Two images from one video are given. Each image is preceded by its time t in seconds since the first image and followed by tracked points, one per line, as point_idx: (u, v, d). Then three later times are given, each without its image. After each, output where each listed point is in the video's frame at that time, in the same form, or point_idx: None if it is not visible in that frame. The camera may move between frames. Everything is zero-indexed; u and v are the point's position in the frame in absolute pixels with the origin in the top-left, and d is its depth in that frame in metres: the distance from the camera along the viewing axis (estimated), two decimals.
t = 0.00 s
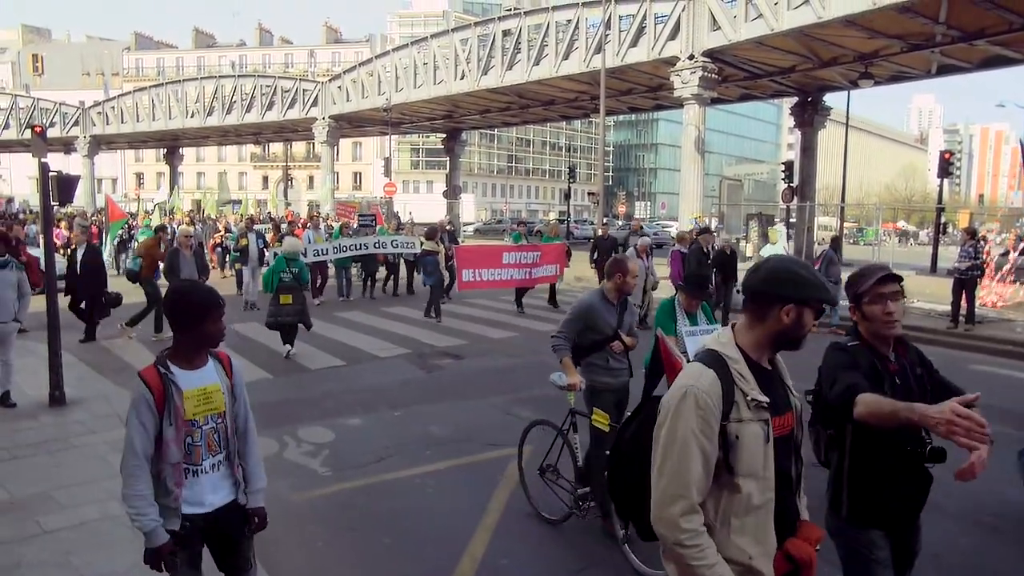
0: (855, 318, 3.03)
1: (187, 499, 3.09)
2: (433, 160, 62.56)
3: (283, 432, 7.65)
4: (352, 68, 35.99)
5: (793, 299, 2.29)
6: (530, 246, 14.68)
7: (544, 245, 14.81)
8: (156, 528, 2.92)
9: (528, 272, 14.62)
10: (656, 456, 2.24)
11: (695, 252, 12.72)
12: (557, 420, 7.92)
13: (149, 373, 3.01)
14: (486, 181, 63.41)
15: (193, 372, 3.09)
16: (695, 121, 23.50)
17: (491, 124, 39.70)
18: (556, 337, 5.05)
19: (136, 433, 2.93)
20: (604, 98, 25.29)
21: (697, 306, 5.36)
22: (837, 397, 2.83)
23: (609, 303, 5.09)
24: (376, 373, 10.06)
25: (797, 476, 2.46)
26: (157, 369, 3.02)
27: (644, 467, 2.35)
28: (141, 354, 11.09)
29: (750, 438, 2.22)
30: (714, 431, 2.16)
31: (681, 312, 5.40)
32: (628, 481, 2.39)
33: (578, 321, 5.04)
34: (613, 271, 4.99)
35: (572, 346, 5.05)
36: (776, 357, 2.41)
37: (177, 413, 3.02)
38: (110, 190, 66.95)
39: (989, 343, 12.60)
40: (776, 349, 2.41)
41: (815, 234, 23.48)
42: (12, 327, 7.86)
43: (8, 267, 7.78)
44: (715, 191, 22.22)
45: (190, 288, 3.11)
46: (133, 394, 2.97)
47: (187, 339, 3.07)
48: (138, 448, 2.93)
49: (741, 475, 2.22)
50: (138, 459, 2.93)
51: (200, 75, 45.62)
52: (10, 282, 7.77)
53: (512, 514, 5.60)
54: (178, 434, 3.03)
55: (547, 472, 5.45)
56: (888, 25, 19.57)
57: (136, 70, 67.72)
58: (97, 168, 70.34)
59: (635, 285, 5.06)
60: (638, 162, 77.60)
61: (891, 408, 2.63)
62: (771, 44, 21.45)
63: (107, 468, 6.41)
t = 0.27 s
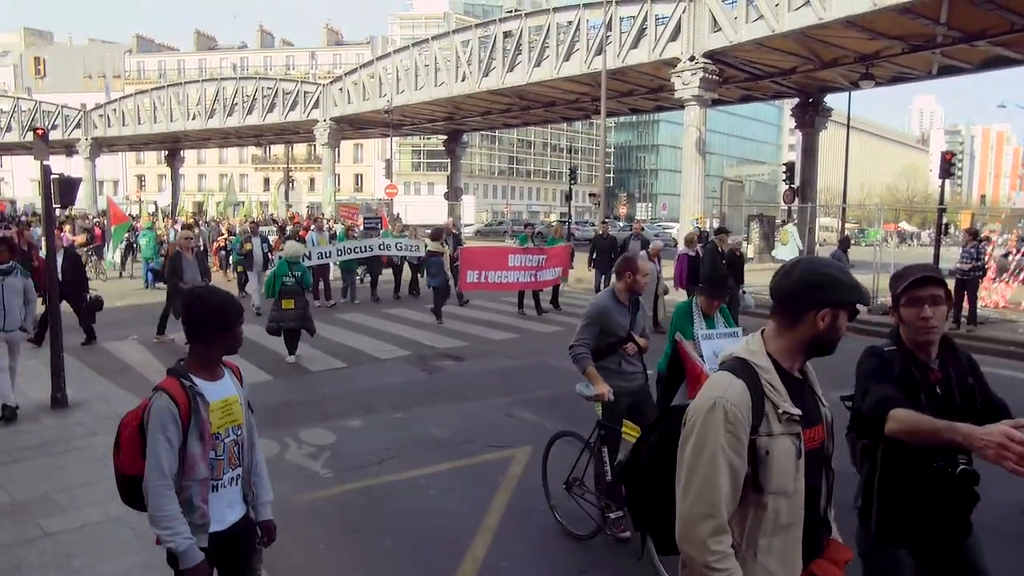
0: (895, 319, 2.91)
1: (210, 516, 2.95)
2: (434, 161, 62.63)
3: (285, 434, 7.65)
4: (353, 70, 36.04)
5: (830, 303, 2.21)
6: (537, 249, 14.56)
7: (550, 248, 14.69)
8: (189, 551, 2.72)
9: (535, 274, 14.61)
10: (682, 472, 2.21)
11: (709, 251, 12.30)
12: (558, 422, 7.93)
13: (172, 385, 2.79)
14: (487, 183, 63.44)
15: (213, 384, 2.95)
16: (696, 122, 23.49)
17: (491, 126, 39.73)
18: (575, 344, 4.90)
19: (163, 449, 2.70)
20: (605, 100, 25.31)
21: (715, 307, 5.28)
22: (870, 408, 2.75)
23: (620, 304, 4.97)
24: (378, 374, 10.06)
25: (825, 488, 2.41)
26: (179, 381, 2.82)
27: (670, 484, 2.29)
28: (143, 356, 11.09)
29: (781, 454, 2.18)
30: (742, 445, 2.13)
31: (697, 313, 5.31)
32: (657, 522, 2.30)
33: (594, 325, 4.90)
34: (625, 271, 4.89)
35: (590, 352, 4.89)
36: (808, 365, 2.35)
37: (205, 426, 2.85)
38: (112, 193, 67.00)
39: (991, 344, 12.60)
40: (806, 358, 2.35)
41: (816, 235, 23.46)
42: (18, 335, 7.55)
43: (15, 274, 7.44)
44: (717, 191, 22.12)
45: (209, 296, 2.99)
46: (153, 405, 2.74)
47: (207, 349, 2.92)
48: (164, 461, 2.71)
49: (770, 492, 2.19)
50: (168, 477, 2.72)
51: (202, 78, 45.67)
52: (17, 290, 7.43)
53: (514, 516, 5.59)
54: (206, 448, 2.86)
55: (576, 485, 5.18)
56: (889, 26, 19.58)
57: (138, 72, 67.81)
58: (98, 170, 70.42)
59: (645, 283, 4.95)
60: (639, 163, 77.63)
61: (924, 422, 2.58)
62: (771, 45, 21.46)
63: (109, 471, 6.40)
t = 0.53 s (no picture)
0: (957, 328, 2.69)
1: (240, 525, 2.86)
2: (436, 164, 62.70)
3: (287, 437, 7.65)
4: (355, 72, 36.09)
5: (876, 321, 2.15)
6: (545, 252, 14.67)
7: (558, 252, 14.77)
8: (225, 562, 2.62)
9: (543, 277, 14.65)
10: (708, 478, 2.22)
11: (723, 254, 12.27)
12: (560, 424, 7.92)
13: (211, 389, 2.69)
14: (489, 185, 63.45)
15: (245, 393, 2.91)
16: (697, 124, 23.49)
17: (493, 128, 39.74)
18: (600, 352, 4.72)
19: (203, 455, 2.58)
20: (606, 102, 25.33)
21: (739, 312, 5.03)
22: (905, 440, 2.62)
23: (639, 311, 4.85)
24: (379, 377, 10.05)
25: (872, 521, 2.29)
26: (218, 385, 2.72)
27: (697, 498, 2.33)
28: (145, 359, 11.09)
29: (817, 475, 2.12)
30: (773, 461, 2.09)
31: (720, 319, 5.09)
32: (677, 510, 2.38)
33: (616, 332, 4.74)
34: (645, 276, 4.73)
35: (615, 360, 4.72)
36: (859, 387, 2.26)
37: (242, 434, 2.77)
38: (114, 196, 67.05)
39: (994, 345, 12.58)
40: (859, 379, 2.26)
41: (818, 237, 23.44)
42: (25, 337, 7.54)
43: (18, 275, 7.42)
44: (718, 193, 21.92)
45: (247, 300, 2.94)
46: (193, 407, 2.61)
47: (244, 355, 2.88)
48: (203, 467, 2.58)
49: (800, 513, 2.12)
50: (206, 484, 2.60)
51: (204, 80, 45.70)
52: (21, 290, 7.43)
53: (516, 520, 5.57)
54: (242, 457, 2.78)
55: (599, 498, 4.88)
56: (890, 28, 19.59)
57: (140, 76, 67.92)
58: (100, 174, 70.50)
59: (663, 288, 4.81)
60: (640, 166, 77.66)
61: (953, 485, 2.49)
62: (772, 47, 21.47)
63: (111, 473, 6.40)
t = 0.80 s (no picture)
0: None
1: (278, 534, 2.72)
2: (437, 165, 62.77)
3: (288, 438, 7.65)
4: (356, 74, 36.15)
5: (964, 324, 1.97)
6: (554, 253, 14.68)
7: (566, 253, 14.78)
8: None
9: (551, 279, 14.68)
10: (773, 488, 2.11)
11: (735, 258, 12.28)
12: (561, 425, 7.90)
13: (245, 396, 2.52)
14: (490, 187, 63.50)
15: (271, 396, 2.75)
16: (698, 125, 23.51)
17: (494, 130, 39.75)
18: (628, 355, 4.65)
19: (245, 465, 2.41)
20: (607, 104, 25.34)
21: (771, 315, 4.86)
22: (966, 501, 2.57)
23: (673, 316, 4.73)
24: (381, 379, 10.05)
25: (955, 547, 2.12)
26: (251, 391, 2.55)
27: (762, 514, 2.21)
28: (147, 361, 11.11)
29: (894, 492, 1.97)
30: (849, 474, 1.95)
31: (750, 322, 4.87)
32: (737, 525, 2.27)
33: (646, 336, 4.63)
34: (681, 280, 4.65)
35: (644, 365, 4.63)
36: (941, 399, 2.08)
37: (277, 440, 2.62)
38: (115, 198, 67.20)
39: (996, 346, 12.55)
40: (941, 390, 2.08)
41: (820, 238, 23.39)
42: (30, 343, 7.33)
43: (23, 279, 7.27)
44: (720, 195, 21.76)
45: (267, 301, 2.78)
46: (229, 415, 2.43)
47: (268, 359, 2.72)
48: (245, 477, 2.41)
49: (874, 531, 1.98)
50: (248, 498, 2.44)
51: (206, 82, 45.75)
52: (26, 295, 7.25)
53: (517, 520, 5.57)
54: (277, 466, 2.63)
55: (617, 509, 4.79)
56: (891, 29, 19.58)
57: (141, 78, 68.04)
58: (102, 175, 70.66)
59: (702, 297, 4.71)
60: (641, 167, 77.71)
61: (985, 548, 2.46)
62: (773, 49, 21.47)
63: (112, 475, 6.40)
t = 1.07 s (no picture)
0: None
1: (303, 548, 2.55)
2: (437, 166, 62.77)
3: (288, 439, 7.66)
4: (356, 75, 36.17)
5: None
6: (558, 256, 14.69)
7: (571, 256, 14.74)
8: None
9: (556, 281, 14.62)
10: (865, 495, 2.07)
11: (744, 259, 11.85)
12: (561, 426, 7.92)
13: (269, 409, 2.30)
14: (489, 188, 63.53)
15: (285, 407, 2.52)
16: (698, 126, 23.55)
17: (494, 130, 39.75)
18: (655, 353, 4.39)
19: (280, 484, 2.22)
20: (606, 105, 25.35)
21: (793, 315, 4.71)
22: None
23: (705, 316, 4.46)
24: (381, 380, 10.06)
25: None
26: (274, 404, 2.33)
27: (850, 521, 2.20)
28: (147, 362, 11.12)
29: (999, 497, 1.90)
30: (953, 478, 1.89)
31: (773, 324, 4.74)
32: (821, 530, 2.25)
33: (675, 335, 4.38)
34: (715, 277, 4.39)
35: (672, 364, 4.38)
36: None
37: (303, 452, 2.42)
38: (115, 199, 67.18)
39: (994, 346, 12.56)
40: None
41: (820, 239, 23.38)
42: (39, 350, 7.22)
43: (33, 284, 7.19)
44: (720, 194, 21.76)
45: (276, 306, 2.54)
46: (259, 431, 2.21)
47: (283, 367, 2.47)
48: (279, 495, 2.24)
49: (979, 541, 1.92)
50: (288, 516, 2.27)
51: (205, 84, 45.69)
52: (36, 301, 7.17)
53: (518, 520, 5.58)
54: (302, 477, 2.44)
55: (629, 513, 4.66)
56: (891, 29, 19.59)
57: (141, 79, 68.00)
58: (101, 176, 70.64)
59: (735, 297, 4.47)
60: (641, 167, 77.74)
61: None
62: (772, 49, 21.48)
63: (113, 476, 6.40)
